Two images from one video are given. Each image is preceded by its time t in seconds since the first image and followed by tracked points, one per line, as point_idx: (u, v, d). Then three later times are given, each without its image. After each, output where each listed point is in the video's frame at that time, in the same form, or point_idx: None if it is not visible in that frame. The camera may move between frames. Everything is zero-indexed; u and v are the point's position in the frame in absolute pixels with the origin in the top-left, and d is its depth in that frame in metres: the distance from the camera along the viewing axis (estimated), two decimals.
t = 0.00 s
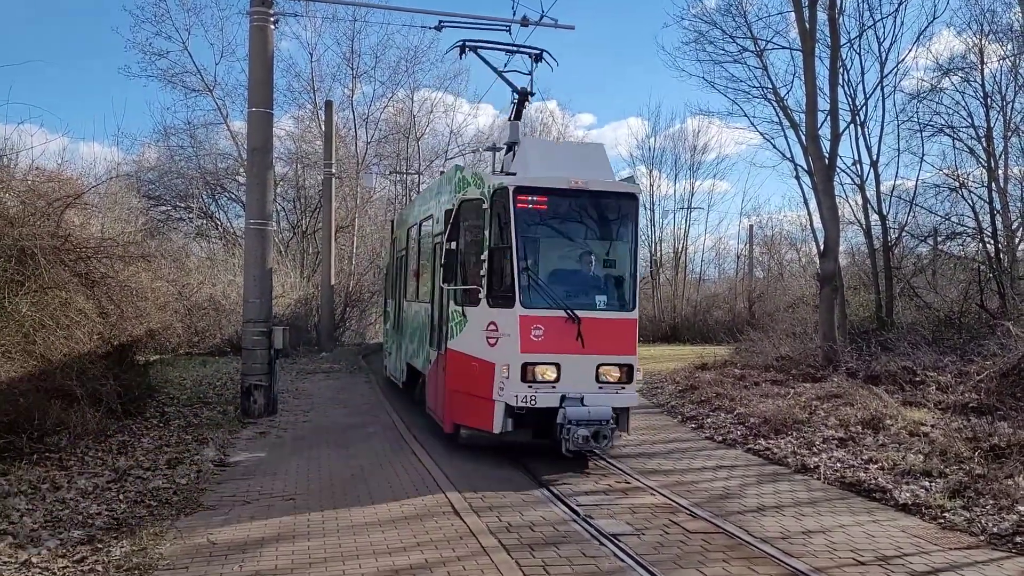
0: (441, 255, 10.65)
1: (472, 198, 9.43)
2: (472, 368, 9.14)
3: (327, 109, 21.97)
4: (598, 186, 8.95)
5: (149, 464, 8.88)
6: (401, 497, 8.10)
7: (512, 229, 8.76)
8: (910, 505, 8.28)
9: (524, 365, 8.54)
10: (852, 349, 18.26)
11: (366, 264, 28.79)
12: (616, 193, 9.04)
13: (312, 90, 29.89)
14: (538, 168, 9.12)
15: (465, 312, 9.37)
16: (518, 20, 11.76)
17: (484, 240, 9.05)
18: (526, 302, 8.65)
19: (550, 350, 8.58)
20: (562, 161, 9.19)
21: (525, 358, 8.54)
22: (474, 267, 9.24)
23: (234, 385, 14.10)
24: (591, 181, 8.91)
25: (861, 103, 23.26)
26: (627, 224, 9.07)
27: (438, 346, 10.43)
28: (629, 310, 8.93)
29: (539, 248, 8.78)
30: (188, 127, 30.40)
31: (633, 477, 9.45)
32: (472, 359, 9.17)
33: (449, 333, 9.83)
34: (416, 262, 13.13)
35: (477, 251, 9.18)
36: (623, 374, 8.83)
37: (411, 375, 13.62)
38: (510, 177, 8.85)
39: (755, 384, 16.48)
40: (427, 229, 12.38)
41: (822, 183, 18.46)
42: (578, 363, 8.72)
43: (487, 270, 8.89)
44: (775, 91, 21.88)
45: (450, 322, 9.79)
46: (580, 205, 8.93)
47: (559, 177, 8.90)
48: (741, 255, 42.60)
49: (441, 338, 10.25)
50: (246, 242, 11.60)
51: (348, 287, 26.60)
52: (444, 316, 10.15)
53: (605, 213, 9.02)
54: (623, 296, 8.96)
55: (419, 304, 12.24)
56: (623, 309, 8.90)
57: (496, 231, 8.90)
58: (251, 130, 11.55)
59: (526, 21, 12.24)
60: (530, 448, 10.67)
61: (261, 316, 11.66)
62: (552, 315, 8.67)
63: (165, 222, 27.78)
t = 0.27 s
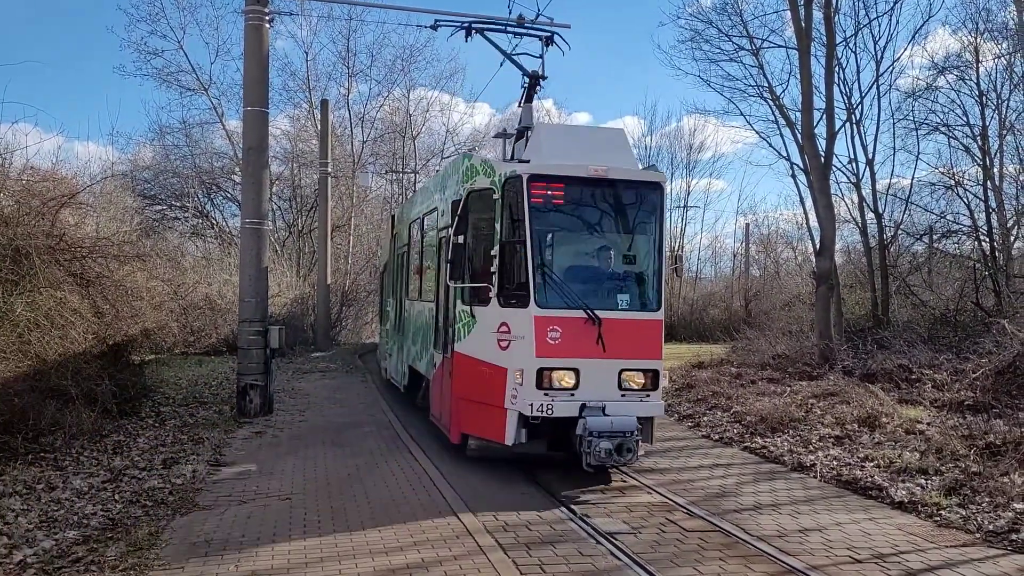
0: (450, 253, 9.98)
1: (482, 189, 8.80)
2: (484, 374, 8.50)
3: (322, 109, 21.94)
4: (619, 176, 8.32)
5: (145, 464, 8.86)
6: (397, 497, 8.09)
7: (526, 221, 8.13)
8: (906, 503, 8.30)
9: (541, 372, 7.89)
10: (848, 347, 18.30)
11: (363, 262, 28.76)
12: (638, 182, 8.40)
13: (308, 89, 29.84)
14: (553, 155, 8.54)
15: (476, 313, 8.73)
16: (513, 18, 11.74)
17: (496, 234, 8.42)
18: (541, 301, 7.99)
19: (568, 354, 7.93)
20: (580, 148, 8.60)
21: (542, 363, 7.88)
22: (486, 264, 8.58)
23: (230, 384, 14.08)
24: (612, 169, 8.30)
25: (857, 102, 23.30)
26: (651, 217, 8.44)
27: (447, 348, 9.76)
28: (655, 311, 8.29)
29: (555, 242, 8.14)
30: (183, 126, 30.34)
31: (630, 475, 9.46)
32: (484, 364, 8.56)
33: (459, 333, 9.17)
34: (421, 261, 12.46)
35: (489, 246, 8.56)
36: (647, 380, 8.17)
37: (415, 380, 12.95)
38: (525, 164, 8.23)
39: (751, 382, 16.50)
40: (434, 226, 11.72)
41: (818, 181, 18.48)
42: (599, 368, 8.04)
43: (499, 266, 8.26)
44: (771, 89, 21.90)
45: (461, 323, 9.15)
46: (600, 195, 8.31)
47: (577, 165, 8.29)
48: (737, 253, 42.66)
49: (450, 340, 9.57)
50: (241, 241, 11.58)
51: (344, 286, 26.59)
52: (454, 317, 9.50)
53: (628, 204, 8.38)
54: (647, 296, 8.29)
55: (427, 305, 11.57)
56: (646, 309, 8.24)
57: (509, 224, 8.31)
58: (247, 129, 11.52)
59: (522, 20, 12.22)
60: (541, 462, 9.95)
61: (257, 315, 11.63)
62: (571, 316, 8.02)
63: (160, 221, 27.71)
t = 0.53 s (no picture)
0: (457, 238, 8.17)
1: (497, 154, 7.07)
2: (501, 388, 6.89)
3: (299, 108, 21.82)
4: (669, 140, 6.60)
5: (121, 467, 8.78)
6: (375, 498, 8.08)
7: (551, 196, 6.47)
8: (882, 497, 8.40)
9: (579, 387, 6.18)
10: (824, 343, 18.49)
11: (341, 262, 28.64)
12: (687, 148, 6.66)
13: (284, 88, 29.64)
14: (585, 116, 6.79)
15: (490, 314, 7.10)
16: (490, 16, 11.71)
17: (515, 213, 6.75)
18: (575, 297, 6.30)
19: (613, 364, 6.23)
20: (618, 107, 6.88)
21: (580, 376, 6.17)
22: (502, 251, 6.94)
23: (207, 386, 13.96)
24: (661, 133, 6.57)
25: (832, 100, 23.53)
26: (703, 193, 6.67)
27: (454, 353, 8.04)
28: (717, 308, 6.57)
29: (590, 224, 6.43)
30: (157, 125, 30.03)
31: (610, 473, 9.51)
32: (501, 377, 6.92)
33: (467, 337, 7.58)
34: (417, 251, 10.41)
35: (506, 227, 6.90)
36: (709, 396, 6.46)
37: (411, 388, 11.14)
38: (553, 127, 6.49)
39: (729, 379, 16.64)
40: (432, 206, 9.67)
41: (794, 179, 18.63)
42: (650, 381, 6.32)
43: (521, 252, 6.65)
44: (747, 88, 22.06)
45: (470, 324, 7.53)
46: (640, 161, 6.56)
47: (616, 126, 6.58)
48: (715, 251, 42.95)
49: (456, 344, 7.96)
50: (217, 241, 11.49)
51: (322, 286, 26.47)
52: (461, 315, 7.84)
53: (675, 175, 6.62)
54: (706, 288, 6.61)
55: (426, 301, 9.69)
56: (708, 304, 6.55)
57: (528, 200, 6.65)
58: (221, 128, 11.43)
59: (499, 18, 12.21)
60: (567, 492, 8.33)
61: (233, 316, 11.56)
62: (614, 315, 6.30)
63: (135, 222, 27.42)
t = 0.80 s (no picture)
0: (474, 221, 6.73)
1: (525, 120, 5.76)
2: (535, 404, 5.55)
3: (288, 107, 21.73)
4: (741, 101, 5.28)
5: (108, 467, 8.74)
6: (364, 497, 8.09)
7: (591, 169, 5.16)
8: (870, 494, 8.46)
9: (638, 404, 4.78)
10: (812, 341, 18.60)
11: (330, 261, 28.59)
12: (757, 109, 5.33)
13: (273, 86, 29.54)
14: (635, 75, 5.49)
15: (518, 313, 5.79)
16: (480, 15, 11.70)
17: (550, 188, 5.45)
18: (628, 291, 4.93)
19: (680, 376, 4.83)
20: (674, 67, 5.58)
21: (637, 390, 4.77)
22: (532, 235, 5.64)
23: (195, 385, 13.92)
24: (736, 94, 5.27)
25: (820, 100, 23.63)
26: (757, 159, 5.29)
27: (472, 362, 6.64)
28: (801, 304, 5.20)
29: (634, 200, 5.04)
30: (144, 124, 29.85)
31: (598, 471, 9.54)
32: (534, 389, 5.58)
33: (488, 340, 6.25)
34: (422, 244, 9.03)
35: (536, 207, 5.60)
36: (795, 415, 5.05)
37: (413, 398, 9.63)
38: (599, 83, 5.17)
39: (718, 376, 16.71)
40: (433, 205, 8.75)
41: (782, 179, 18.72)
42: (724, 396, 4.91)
43: (560, 234, 5.31)
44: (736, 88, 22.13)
45: (491, 327, 6.19)
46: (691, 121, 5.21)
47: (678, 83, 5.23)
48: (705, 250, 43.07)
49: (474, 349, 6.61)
50: (205, 240, 11.45)
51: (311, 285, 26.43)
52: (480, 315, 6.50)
53: (727, 139, 5.24)
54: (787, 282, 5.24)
55: (433, 298, 8.23)
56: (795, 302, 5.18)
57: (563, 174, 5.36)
58: (209, 127, 11.38)
59: (488, 17, 12.19)
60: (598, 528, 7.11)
61: (222, 315, 11.52)
62: (678, 313, 4.91)
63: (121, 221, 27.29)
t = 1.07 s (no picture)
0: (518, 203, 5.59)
1: (584, 71, 4.57)
2: (601, 430, 4.36)
3: (282, 107, 21.66)
4: (870, 37, 4.07)
5: (101, 468, 8.73)
6: (359, 497, 8.09)
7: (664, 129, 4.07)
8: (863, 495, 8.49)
9: (750, 432, 3.59)
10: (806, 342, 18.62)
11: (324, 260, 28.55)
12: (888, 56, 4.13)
13: (267, 86, 29.46)
14: None
15: (577, 312, 4.63)
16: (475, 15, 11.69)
17: (621, 151, 4.28)
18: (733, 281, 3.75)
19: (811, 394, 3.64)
20: None
21: (752, 413, 3.58)
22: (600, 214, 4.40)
23: (189, 386, 13.89)
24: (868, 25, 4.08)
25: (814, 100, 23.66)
26: (855, 118, 4.05)
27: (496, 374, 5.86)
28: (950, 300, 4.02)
29: (739, 165, 3.85)
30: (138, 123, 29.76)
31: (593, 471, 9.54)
32: (599, 411, 4.40)
33: (538, 350, 5.06)
34: (444, 232, 7.84)
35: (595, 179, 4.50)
36: (950, 441, 3.88)
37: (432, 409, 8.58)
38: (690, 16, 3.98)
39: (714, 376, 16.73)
40: (433, 212, 8.40)
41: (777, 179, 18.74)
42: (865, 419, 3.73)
43: (638, 213, 4.11)
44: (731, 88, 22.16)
45: (541, 335, 4.99)
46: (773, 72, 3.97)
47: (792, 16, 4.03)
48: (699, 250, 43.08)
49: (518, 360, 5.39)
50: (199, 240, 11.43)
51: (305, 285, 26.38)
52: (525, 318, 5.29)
53: (790, 96, 3.96)
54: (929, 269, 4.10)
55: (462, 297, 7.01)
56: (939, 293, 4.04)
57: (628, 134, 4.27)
58: (203, 127, 11.36)
59: (484, 17, 12.17)
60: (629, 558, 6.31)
61: (216, 315, 11.51)
62: (800, 311, 3.72)
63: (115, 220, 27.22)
